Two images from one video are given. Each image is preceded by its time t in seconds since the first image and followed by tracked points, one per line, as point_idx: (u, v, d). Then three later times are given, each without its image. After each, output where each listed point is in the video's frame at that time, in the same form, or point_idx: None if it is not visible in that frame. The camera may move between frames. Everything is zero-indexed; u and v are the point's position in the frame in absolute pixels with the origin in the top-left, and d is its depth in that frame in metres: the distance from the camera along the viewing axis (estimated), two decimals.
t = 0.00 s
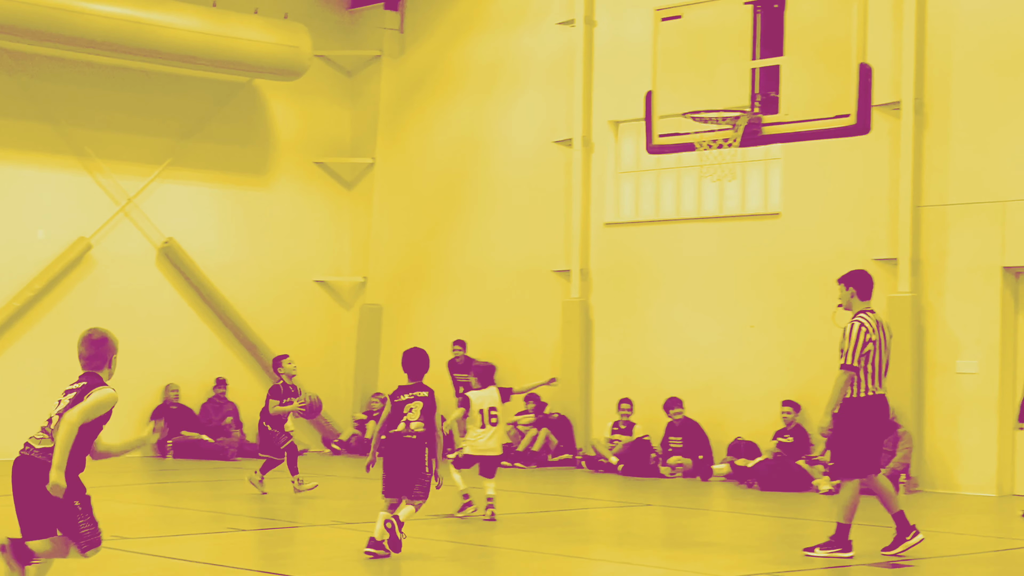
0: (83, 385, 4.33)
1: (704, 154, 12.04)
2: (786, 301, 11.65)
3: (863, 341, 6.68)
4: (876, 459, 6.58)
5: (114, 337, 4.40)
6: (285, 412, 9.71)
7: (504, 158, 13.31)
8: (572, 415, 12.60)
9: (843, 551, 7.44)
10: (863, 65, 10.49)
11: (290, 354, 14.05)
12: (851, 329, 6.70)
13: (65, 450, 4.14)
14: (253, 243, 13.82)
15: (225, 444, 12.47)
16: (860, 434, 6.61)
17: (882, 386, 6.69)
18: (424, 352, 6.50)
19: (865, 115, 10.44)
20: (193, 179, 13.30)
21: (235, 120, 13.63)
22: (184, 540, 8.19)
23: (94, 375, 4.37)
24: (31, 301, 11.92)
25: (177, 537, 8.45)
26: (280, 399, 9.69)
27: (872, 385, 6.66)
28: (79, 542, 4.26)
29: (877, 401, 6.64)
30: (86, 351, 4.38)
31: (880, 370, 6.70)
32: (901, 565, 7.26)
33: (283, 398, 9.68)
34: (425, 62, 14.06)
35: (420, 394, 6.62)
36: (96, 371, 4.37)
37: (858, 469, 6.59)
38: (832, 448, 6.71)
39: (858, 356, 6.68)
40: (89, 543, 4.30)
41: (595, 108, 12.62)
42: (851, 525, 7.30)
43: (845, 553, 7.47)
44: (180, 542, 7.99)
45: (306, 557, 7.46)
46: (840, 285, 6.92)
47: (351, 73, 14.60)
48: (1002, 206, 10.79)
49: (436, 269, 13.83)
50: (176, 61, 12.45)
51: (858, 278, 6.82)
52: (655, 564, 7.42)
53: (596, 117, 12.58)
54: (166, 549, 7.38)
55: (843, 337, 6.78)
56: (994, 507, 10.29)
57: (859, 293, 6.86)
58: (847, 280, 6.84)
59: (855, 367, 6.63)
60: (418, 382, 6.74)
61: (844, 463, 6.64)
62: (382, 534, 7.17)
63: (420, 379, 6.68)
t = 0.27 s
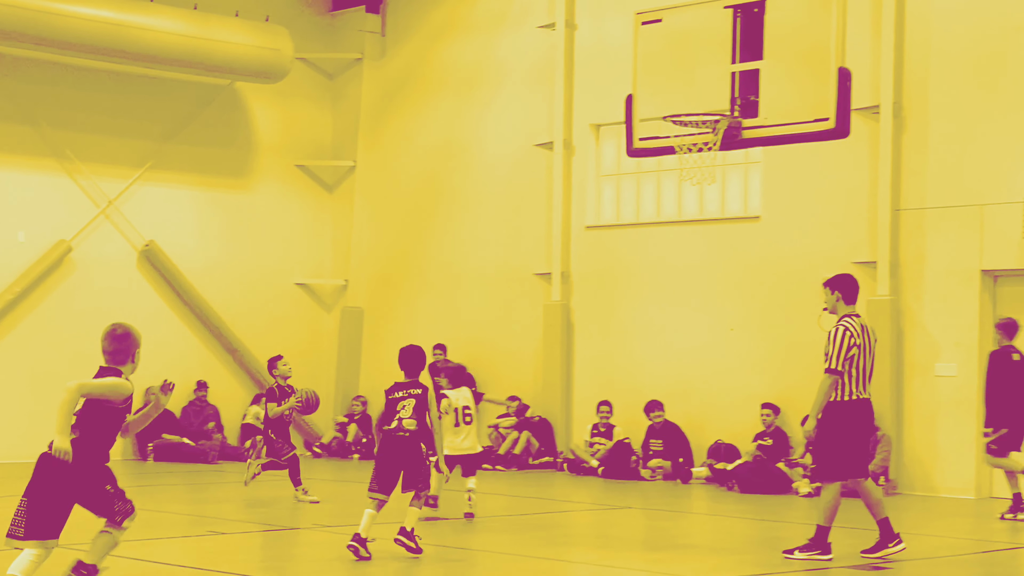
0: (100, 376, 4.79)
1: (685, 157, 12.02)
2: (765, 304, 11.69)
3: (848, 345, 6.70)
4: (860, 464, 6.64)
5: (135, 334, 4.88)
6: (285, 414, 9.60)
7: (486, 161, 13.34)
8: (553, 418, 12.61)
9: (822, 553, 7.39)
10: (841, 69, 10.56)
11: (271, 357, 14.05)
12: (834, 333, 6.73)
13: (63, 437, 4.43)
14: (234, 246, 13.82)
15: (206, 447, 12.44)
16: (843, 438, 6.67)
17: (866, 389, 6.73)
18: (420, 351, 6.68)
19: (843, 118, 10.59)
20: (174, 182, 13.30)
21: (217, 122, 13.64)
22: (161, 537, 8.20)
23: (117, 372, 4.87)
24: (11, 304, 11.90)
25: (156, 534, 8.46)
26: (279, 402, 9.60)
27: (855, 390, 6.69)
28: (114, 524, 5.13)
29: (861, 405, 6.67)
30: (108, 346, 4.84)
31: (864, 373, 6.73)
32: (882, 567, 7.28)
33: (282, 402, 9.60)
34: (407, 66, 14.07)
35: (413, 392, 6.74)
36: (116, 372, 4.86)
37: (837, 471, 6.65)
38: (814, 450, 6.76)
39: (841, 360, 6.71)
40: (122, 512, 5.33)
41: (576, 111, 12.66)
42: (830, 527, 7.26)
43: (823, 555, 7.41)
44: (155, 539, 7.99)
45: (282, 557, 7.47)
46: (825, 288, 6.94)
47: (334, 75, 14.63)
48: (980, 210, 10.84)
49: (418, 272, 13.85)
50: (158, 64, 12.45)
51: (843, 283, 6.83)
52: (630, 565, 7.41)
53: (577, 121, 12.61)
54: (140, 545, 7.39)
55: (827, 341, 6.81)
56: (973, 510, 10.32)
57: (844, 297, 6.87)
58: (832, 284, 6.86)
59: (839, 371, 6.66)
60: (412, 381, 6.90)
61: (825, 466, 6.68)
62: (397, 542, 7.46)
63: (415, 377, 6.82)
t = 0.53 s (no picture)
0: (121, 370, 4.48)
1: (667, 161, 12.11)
2: (747, 307, 11.73)
3: (836, 349, 6.73)
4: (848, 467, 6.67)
5: (160, 328, 4.58)
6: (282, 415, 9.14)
7: (469, 164, 13.38)
8: (536, 420, 12.63)
9: (804, 555, 7.39)
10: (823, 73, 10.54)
11: (255, 359, 14.07)
12: (822, 337, 6.75)
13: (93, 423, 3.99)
14: (217, 249, 13.83)
15: (190, 450, 12.41)
16: (831, 442, 6.70)
17: (854, 393, 6.76)
18: (421, 350, 6.82)
19: (825, 123, 10.53)
20: (158, 185, 13.30)
21: (200, 125, 13.66)
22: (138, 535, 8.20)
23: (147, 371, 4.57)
24: None
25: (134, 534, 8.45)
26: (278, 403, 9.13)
27: (841, 394, 6.73)
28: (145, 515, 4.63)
29: (848, 409, 6.72)
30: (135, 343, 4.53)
31: (851, 377, 6.76)
32: (864, 569, 7.28)
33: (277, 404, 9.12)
34: (391, 69, 14.11)
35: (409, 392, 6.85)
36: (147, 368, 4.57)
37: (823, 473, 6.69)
38: (801, 453, 6.80)
39: (829, 364, 6.74)
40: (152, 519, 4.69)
41: (560, 114, 12.71)
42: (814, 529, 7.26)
43: (805, 557, 7.42)
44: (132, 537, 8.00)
45: (260, 558, 7.47)
46: (813, 292, 6.95)
47: (317, 78, 14.69)
48: (961, 214, 10.88)
49: (402, 274, 13.88)
50: (141, 66, 12.45)
51: (832, 287, 6.84)
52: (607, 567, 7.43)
53: (560, 124, 12.65)
54: (117, 543, 7.41)
55: (814, 345, 6.83)
56: (955, 512, 10.35)
57: (833, 302, 6.88)
58: (820, 288, 6.87)
59: (826, 375, 6.69)
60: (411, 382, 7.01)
61: (811, 469, 6.72)
62: (417, 551, 7.69)
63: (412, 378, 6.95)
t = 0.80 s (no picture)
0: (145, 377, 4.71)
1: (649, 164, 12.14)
2: (729, 310, 11.75)
3: (823, 353, 6.75)
4: (838, 471, 6.70)
5: (182, 333, 4.82)
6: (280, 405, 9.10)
7: (452, 167, 13.42)
8: (519, 422, 12.65)
9: (786, 558, 7.39)
10: (805, 78, 10.62)
11: (238, 362, 14.07)
12: (810, 341, 6.77)
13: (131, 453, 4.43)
14: (200, 251, 13.83)
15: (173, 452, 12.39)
16: (820, 446, 6.71)
17: (843, 397, 6.80)
18: (420, 358, 6.80)
19: (807, 126, 10.64)
20: (142, 187, 13.30)
21: (184, 127, 13.67)
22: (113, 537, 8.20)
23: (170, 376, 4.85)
24: None
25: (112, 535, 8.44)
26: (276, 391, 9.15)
27: (829, 398, 6.76)
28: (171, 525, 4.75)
29: (837, 413, 6.75)
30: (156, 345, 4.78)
31: (839, 382, 6.79)
32: (845, 571, 7.27)
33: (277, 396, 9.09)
34: (374, 72, 14.16)
35: (406, 399, 6.88)
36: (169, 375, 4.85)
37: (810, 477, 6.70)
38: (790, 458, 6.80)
39: (818, 368, 6.77)
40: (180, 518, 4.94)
41: (543, 118, 12.75)
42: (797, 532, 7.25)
43: (787, 559, 7.42)
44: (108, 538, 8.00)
45: (236, 559, 7.47)
46: (802, 296, 6.97)
47: (300, 81, 14.73)
48: (943, 217, 10.91)
49: (386, 277, 13.91)
50: (125, 69, 12.43)
51: (820, 291, 6.87)
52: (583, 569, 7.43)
53: (543, 127, 12.69)
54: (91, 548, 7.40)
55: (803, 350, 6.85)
56: (936, 514, 10.36)
57: (821, 306, 6.91)
58: (809, 293, 6.89)
59: (816, 379, 6.74)
60: (412, 388, 7.04)
61: (799, 472, 6.73)
62: (423, 555, 7.75)
63: (412, 384, 7.01)
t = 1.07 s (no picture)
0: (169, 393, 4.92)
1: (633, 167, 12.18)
2: (712, 312, 11.77)
3: (815, 357, 6.84)
4: (829, 473, 6.77)
5: (198, 340, 4.88)
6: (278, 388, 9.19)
7: (437, 170, 13.48)
8: (504, 424, 12.68)
9: (770, 560, 7.40)
10: (788, 80, 10.55)
11: (223, 364, 14.09)
12: (802, 345, 6.88)
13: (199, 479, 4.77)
14: (185, 253, 13.84)
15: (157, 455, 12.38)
16: (811, 449, 6.77)
17: (835, 400, 6.86)
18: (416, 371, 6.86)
19: (791, 128, 10.47)
20: (127, 189, 13.30)
21: (169, 129, 13.68)
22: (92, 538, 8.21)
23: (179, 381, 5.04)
24: None
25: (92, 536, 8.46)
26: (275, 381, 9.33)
27: (820, 402, 6.83)
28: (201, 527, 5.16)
29: (829, 416, 6.81)
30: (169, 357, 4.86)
31: (831, 385, 6.86)
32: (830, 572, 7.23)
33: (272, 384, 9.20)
34: (358, 74, 14.22)
35: (403, 409, 7.04)
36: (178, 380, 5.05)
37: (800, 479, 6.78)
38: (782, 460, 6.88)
39: (809, 372, 6.85)
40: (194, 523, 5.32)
41: (527, 121, 12.81)
42: (782, 534, 7.26)
43: (771, 561, 7.43)
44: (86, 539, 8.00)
45: (214, 561, 7.48)
46: (793, 300, 7.10)
47: (285, 84, 14.77)
48: (926, 220, 10.92)
49: (371, 279, 13.95)
50: (109, 71, 12.41)
51: (810, 295, 6.99)
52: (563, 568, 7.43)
53: (528, 130, 12.74)
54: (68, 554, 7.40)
55: (795, 353, 6.94)
56: (920, 515, 10.39)
57: (811, 310, 7.03)
58: (799, 296, 7.02)
59: (806, 383, 6.79)
60: (410, 397, 7.13)
61: (788, 474, 6.76)
62: (408, 556, 7.71)
63: (407, 396, 7.12)
